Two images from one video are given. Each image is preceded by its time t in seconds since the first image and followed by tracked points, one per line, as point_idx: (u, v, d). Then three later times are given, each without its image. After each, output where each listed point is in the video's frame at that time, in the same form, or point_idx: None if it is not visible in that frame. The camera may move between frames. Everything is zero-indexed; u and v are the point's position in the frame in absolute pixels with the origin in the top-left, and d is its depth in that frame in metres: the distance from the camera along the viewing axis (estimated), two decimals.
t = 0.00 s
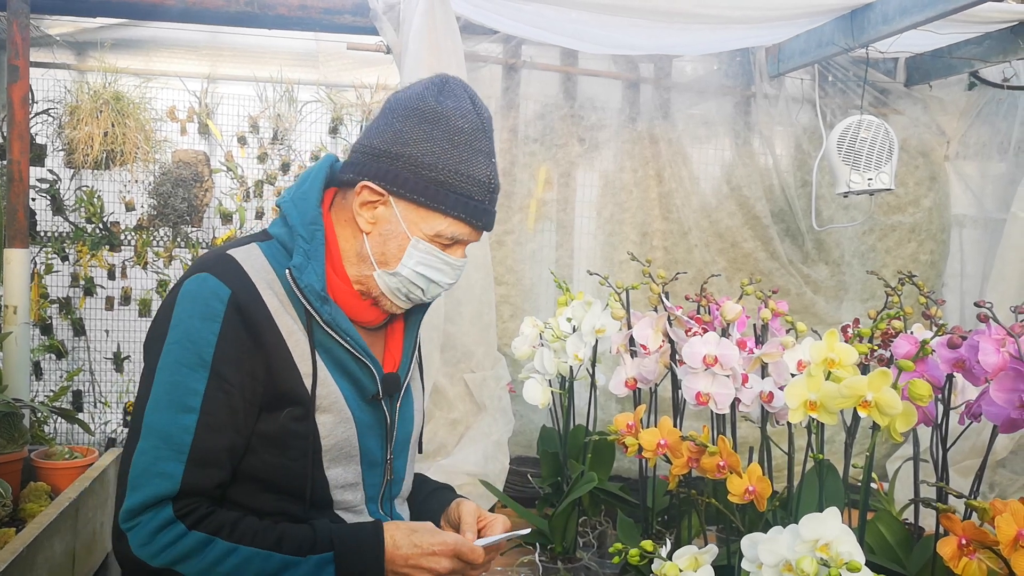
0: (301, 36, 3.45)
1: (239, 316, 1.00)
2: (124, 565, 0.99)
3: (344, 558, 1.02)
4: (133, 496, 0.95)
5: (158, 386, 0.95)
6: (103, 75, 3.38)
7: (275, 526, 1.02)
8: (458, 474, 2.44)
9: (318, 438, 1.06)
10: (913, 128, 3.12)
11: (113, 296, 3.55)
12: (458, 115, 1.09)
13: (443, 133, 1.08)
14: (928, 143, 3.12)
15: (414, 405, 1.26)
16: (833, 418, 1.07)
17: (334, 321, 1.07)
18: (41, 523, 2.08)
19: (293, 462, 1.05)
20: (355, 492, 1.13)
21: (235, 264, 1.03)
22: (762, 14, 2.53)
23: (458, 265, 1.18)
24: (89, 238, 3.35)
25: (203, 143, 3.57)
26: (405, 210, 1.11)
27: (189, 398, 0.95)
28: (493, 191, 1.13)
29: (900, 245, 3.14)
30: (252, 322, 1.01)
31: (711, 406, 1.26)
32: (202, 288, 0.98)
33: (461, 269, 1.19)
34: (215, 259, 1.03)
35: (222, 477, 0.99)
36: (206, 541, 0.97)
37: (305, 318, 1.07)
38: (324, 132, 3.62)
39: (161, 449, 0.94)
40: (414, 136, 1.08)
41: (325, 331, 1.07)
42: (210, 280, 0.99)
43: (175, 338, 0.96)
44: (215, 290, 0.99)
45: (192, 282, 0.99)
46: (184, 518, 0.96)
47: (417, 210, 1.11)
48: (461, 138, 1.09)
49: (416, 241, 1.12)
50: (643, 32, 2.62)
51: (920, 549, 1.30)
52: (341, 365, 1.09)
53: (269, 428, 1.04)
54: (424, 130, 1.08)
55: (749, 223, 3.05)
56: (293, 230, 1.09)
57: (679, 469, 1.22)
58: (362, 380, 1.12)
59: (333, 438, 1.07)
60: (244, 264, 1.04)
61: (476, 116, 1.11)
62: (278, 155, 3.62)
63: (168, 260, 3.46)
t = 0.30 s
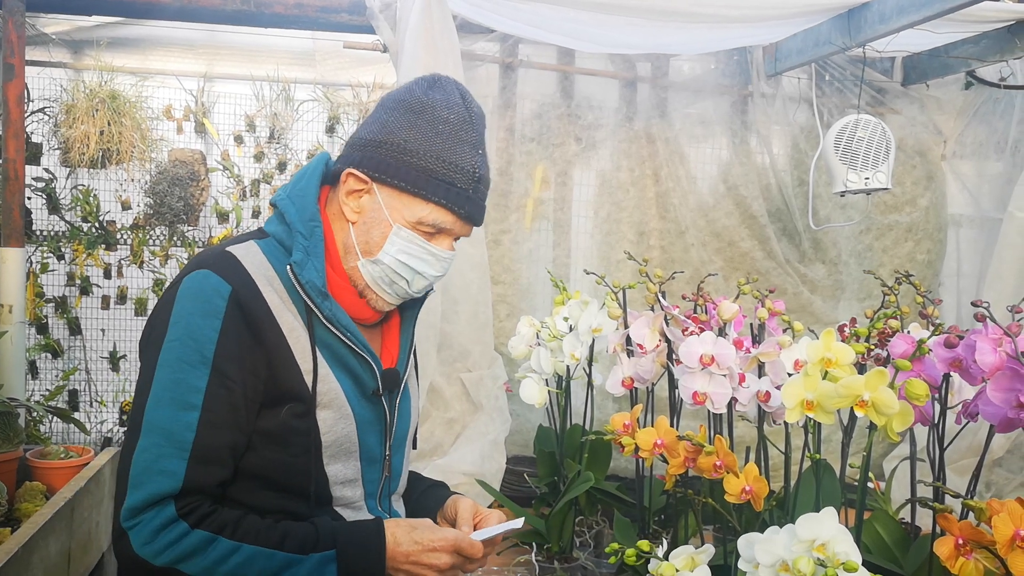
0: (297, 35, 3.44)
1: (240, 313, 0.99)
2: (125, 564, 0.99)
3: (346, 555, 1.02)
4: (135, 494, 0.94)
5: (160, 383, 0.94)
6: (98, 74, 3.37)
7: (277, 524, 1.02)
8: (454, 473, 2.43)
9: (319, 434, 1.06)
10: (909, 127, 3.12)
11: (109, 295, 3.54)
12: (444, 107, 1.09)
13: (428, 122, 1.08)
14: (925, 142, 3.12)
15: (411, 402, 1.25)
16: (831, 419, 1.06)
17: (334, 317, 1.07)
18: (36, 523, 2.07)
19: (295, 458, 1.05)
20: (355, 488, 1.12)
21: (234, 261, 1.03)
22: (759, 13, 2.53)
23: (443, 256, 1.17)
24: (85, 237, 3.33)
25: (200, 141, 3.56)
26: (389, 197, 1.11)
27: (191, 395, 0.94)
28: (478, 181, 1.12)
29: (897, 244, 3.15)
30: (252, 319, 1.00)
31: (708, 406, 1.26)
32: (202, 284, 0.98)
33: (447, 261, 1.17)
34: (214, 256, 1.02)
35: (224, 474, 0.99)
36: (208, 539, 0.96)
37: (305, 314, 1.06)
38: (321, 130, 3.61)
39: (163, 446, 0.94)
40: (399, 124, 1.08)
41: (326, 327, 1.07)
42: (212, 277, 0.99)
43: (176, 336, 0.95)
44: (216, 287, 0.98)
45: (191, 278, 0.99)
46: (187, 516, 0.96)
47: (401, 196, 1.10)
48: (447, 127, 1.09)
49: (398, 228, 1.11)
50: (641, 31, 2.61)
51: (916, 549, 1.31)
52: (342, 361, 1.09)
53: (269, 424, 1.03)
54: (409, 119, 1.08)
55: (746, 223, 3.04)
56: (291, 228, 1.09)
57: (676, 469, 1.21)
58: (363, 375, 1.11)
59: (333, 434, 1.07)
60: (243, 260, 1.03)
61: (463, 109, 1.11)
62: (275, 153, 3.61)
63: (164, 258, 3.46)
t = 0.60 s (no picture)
0: (296, 34, 3.44)
1: (220, 309, 1.00)
2: (106, 554, 0.99)
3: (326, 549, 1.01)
4: (114, 485, 0.94)
5: (139, 377, 0.94)
6: (96, 73, 3.37)
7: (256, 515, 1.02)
8: (452, 472, 2.43)
9: (301, 429, 1.05)
10: (908, 126, 3.12)
11: (108, 294, 3.54)
12: (424, 95, 1.08)
13: (403, 108, 1.08)
14: (923, 141, 3.12)
15: (407, 401, 1.24)
16: (828, 417, 1.06)
17: (317, 311, 1.06)
18: (33, 521, 2.07)
19: (276, 453, 1.04)
20: (341, 486, 1.11)
21: (216, 257, 1.03)
22: (758, 12, 2.52)
23: (410, 244, 1.12)
24: (83, 236, 3.33)
25: (198, 141, 3.56)
26: (359, 179, 1.11)
27: (170, 388, 0.94)
28: (445, 167, 1.07)
29: (896, 244, 3.15)
30: (233, 315, 1.00)
31: (706, 405, 1.26)
32: (183, 280, 0.98)
33: (415, 251, 1.12)
34: (197, 252, 1.03)
35: (205, 468, 0.98)
36: (182, 529, 0.96)
37: (288, 309, 1.06)
38: (320, 129, 3.61)
39: (141, 439, 0.93)
40: (377, 110, 1.09)
41: (309, 322, 1.06)
42: (192, 272, 0.99)
43: (155, 331, 0.95)
44: (196, 282, 0.98)
45: (174, 275, 0.99)
46: (163, 507, 0.95)
47: (369, 178, 1.10)
48: (421, 113, 1.07)
49: (362, 210, 1.10)
50: (639, 30, 2.61)
51: (913, 551, 1.31)
52: (327, 358, 1.09)
53: (251, 419, 1.03)
54: (388, 106, 1.09)
55: (744, 221, 3.04)
56: (277, 224, 1.10)
57: (673, 468, 1.21)
58: (349, 372, 1.11)
59: (317, 430, 1.06)
60: (227, 257, 1.04)
61: (446, 100, 1.09)
62: (273, 152, 3.60)
63: (162, 258, 3.46)
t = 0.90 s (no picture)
0: (297, 34, 3.43)
1: (200, 307, 1.01)
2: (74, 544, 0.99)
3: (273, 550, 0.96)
4: (81, 472, 0.95)
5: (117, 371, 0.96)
6: (96, 73, 3.37)
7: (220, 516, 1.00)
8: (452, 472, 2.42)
9: (280, 429, 1.05)
10: (908, 126, 3.12)
11: (108, 294, 3.54)
12: (409, 90, 1.09)
13: (386, 103, 1.08)
14: (923, 141, 3.12)
15: (407, 403, 1.22)
16: (828, 417, 1.06)
17: (301, 311, 1.06)
18: (34, 521, 2.07)
19: (256, 452, 1.05)
20: (327, 488, 1.10)
21: (203, 257, 1.04)
22: (757, 12, 2.52)
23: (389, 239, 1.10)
24: (83, 237, 3.33)
25: (198, 141, 3.56)
26: (343, 175, 1.12)
27: (143, 381, 0.96)
28: (422, 161, 1.07)
29: (896, 244, 3.15)
30: (213, 314, 1.01)
31: (706, 405, 1.26)
32: (167, 278, 1.00)
33: (393, 247, 1.11)
34: (187, 252, 1.05)
35: (174, 463, 0.99)
36: (131, 519, 0.94)
37: (273, 309, 1.07)
38: (320, 129, 3.61)
39: (110, 431, 0.95)
40: (365, 106, 1.11)
41: (293, 321, 1.07)
42: (177, 271, 1.01)
43: (138, 327, 0.97)
44: (178, 280, 1.00)
45: (160, 274, 1.01)
46: (120, 496, 0.94)
47: (351, 174, 1.11)
48: (404, 108, 1.08)
49: (342, 205, 1.11)
50: (640, 30, 2.61)
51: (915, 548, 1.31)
52: (313, 359, 1.09)
53: (232, 418, 1.04)
54: (375, 102, 1.10)
55: (745, 221, 3.04)
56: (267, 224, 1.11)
57: (673, 468, 1.21)
58: (335, 372, 1.10)
59: (298, 431, 1.06)
60: (213, 255, 1.05)
61: (432, 95, 1.09)
62: (273, 152, 3.59)
63: (162, 258, 3.46)
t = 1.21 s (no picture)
0: (297, 33, 3.43)
1: (195, 305, 1.01)
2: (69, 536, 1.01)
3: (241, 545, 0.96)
4: (76, 465, 0.97)
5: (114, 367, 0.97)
6: (96, 73, 3.36)
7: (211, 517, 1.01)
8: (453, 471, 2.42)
9: (275, 427, 1.05)
10: (908, 125, 3.12)
11: (107, 294, 3.55)
12: (408, 91, 1.08)
13: (385, 104, 1.08)
14: (923, 141, 3.12)
15: (408, 404, 1.21)
16: (827, 417, 1.06)
17: (297, 310, 1.06)
18: (33, 519, 2.08)
19: (252, 451, 1.06)
20: (323, 487, 1.10)
21: (201, 256, 1.05)
22: (757, 12, 2.52)
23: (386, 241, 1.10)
24: (83, 236, 3.33)
25: (198, 140, 3.56)
26: (341, 176, 1.12)
27: (136, 378, 0.96)
28: (419, 163, 1.07)
29: (895, 243, 3.15)
30: (207, 312, 1.02)
31: (705, 404, 1.26)
32: (163, 276, 1.01)
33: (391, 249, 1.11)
34: (185, 250, 1.06)
35: (166, 460, 1.00)
36: (111, 514, 0.94)
37: (270, 307, 1.07)
38: (320, 129, 3.61)
39: (103, 427, 0.96)
40: (364, 106, 1.10)
41: (288, 320, 1.06)
42: (174, 269, 1.02)
43: (134, 324, 0.98)
44: (173, 279, 1.01)
45: (158, 272, 1.02)
46: (107, 490, 0.95)
47: (350, 175, 1.11)
48: (402, 109, 1.07)
49: (340, 206, 1.12)
50: (641, 30, 2.61)
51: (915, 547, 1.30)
52: (310, 358, 1.09)
53: (228, 416, 1.04)
54: (375, 102, 1.10)
55: (745, 221, 3.04)
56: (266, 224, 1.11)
57: (672, 467, 1.21)
58: (331, 371, 1.10)
59: (294, 429, 1.07)
60: (210, 254, 1.06)
61: (431, 95, 1.08)
62: (273, 151, 3.60)
63: (162, 257, 3.46)
